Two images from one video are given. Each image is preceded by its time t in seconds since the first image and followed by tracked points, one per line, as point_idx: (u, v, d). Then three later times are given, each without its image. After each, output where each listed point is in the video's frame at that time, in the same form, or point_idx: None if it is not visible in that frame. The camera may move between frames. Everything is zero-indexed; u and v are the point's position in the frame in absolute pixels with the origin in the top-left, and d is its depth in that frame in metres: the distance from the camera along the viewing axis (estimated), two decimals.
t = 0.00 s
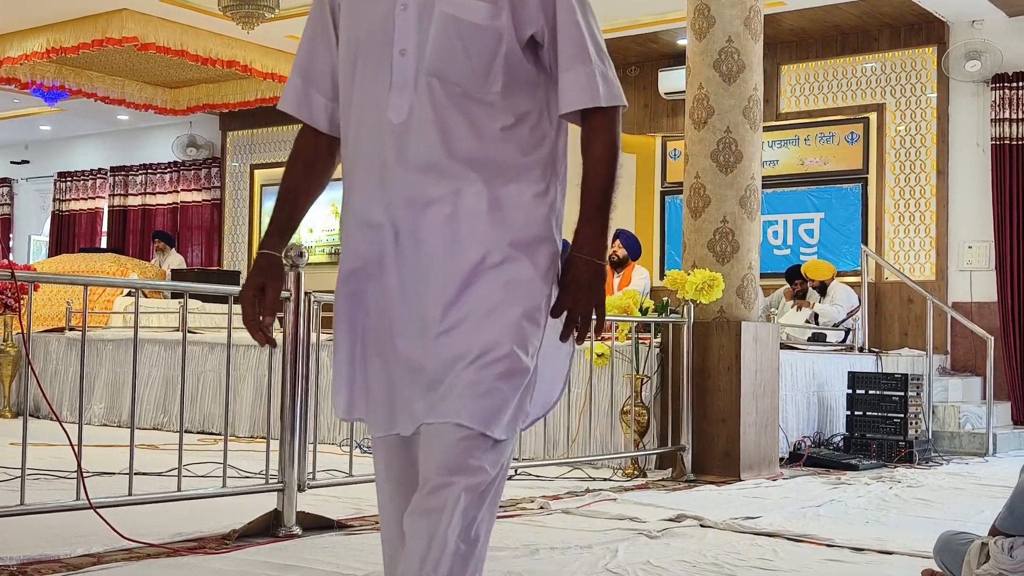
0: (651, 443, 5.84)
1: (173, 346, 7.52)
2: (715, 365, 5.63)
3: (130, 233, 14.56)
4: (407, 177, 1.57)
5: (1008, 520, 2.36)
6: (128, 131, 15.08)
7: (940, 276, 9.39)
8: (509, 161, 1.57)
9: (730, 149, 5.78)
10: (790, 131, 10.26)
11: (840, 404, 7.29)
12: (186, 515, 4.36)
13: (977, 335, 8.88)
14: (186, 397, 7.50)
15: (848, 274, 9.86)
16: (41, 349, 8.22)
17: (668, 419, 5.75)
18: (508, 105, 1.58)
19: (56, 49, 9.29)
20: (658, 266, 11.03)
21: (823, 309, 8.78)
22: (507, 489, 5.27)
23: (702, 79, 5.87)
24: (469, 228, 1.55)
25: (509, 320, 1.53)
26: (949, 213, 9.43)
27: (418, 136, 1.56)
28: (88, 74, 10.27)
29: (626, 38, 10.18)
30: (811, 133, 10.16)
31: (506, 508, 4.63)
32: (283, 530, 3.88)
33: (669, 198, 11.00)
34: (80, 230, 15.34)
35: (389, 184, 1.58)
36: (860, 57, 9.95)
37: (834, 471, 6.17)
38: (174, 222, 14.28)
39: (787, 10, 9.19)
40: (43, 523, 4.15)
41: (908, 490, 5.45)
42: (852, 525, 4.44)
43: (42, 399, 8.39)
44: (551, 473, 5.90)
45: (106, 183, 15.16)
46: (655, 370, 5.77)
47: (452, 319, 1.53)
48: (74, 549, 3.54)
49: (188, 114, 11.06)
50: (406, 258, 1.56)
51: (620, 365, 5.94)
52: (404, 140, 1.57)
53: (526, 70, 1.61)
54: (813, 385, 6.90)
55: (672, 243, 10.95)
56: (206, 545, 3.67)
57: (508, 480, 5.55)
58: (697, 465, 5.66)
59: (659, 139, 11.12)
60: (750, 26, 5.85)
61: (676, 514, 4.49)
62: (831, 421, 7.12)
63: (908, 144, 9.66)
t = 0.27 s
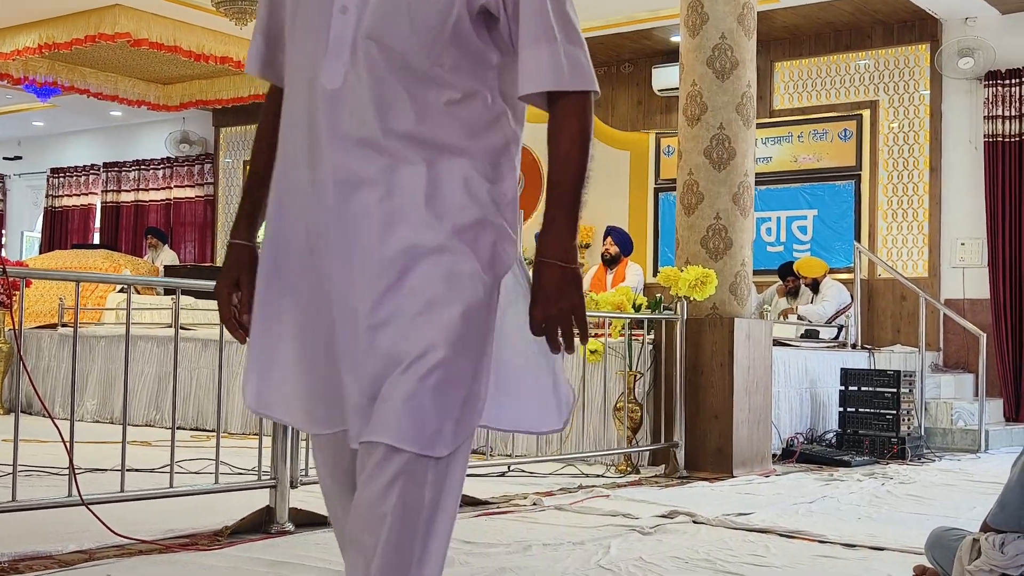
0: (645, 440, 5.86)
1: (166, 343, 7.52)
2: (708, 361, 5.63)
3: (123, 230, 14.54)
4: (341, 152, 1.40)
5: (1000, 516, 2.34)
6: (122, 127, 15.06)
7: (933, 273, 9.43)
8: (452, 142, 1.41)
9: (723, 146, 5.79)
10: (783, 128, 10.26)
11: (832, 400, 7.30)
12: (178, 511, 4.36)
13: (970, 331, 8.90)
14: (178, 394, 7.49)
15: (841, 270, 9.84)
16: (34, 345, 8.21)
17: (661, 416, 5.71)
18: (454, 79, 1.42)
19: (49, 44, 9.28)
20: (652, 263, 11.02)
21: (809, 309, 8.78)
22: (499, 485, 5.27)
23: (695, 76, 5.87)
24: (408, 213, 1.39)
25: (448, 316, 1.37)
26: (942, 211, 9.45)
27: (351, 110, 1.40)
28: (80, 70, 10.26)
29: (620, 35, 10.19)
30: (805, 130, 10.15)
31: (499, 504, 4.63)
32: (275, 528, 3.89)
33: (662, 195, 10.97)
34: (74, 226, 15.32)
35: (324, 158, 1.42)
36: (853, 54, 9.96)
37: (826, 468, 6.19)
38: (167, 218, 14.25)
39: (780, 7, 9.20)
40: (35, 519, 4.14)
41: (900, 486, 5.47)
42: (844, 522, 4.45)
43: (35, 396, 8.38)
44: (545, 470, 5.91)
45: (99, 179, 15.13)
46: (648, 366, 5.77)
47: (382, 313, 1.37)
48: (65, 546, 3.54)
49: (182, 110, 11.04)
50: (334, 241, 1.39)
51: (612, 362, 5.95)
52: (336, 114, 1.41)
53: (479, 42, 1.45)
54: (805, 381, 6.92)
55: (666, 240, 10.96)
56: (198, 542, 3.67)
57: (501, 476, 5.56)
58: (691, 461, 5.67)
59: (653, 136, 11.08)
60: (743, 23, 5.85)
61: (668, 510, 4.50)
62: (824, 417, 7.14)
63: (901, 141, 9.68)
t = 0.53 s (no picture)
0: (637, 436, 5.87)
1: (158, 339, 7.52)
2: (700, 358, 5.63)
3: (115, 226, 14.50)
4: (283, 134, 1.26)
5: (990, 512, 2.33)
6: (113, 123, 15.02)
7: (925, 270, 9.44)
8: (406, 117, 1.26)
9: (715, 143, 5.79)
10: (775, 125, 10.27)
11: (824, 397, 7.32)
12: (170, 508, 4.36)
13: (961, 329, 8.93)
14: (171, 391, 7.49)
15: (833, 268, 9.89)
16: (25, 342, 8.20)
17: (654, 413, 5.74)
18: (403, 46, 1.26)
19: (41, 40, 9.27)
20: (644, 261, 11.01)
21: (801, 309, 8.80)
22: (491, 482, 5.27)
23: (688, 73, 5.87)
24: (361, 194, 1.24)
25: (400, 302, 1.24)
26: (933, 208, 9.48)
27: (294, 72, 1.26)
28: (72, 65, 10.26)
29: (613, 32, 10.21)
30: (797, 127, 10.16)
31: (491, 501, 4.64)
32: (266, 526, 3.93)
33: (655, 192, 10.96)
34: (65, 222, 15.30)
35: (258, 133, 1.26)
36: (846, 51, 9.97)
37: (818, 464, 6.20)
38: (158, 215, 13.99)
39: (772, 4, 9.22)
40: (26, 516, 4.13)
41: (891, 483, 5.49)
42: (835, 517, 4.47)
43: (26, 393, 8.37)
44: (537, 466, 5.92)
45: (90, 175, 15.10)
46: (640, 363, 5.78)
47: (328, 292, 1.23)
48: (57, 542, 3.53)
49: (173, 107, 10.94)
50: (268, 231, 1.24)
51: (605, 359, 5.91)
52: (278, 78, 1.26)
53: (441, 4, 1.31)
54: (797, 378, 6.93)
55: (657, 237, 10.95)
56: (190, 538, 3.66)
57: (493, 473, 5.56)
58: (683, 457, 5.67)
59: (645, 133, 11.10)
60: (736, 20, 5.85)
61: (660, 506, 4.51)
62: (815, 414, 7.15)
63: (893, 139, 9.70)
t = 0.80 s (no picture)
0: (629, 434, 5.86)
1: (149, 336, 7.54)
2: (692, 356, 5.63)
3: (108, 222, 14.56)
4: (216, 130, 1.11)
5: (982, 510, 2.34)
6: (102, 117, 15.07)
7: (916, 268, 9.48)
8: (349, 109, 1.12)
9: (708, 140, 5.80)
10: (768, 123, 10.27)
11: (816, 394, 7.32)
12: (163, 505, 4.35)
13: (954, 326, 8.95)
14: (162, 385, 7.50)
15: (825, 265, 9.91)
16: (17, 339, 8.19)
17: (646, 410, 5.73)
18: (356, 27, 1.14)
19: (33, 36, 9.24)
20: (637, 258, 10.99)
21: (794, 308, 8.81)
22: (484, 479, 5.27)
23: (681, 70, 5.87)
24: (308, 191, 1.11)
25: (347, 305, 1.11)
26: (925, 206, 9.50)
27: (235, 54, 1.12)
28: (63, 61, 10.24)
29: (605, 29, 10.22)
30: (790, 125, 10.18)
31: (483, 498, 4.64)
32: (259, 525, 3.94)
33: (647, 189, 10.95)
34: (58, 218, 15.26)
35: (187, 121, 1.11)
36: (839, 49, 9.98)
37: (810, 462, 6.21)
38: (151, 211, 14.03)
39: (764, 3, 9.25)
40: (16, 514, 4.12)
41: (883, 481, 5.49)
42: (827, 515, 4.48)
43: (19, 390, 8.36)
44: (529, 464, 5.93)
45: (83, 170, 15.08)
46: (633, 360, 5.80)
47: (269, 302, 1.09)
48: (48, 539, 3.52)
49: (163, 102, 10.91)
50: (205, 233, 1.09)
51: (597, 356, 5.97)
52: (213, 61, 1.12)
53: None
54: (789, 376, 6.94)
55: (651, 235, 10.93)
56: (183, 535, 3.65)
57: (485, 470, 5.57)
58: (676, 455, 5.67)
59: (638, 130, 11.10)
60: (729, 18, 5.85)
61: (652, 504, 4.51)
62: (808, 412, 7.15)
63: (886, 136, 9.72)
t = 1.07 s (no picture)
0: (622, 431, 5.86)
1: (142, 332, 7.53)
2: (685, 353, 5.64)
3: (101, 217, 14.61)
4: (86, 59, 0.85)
5: (974, 507, 2.33)
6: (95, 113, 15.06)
7: (910, 265, 9.47)
8: (239, 13, 0.89)
9: (702, 137, 5.79)
10: (762, 120, 10.28)
11: (809, 392, 7.34)
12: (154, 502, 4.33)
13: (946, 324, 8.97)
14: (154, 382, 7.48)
15: (818, 263, 9.92)
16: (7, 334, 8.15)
17: (639, 408, 5.74)
18: None
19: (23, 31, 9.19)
20: (630, 255, 10.99)
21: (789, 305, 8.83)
22: (477, 476, 5.27)
23: (675, 67, 5.87)
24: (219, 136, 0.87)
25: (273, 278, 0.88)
26: (918, 204, 9.51)
27: None
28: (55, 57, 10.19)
29: (599, 26, 10.21)
30: (783, 122, 10.19)
31: (477, 495, 4.63)
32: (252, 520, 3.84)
33: (641, 187, 10.97)
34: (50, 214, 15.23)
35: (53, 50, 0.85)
36: (833, 46, 9.99)
37: (803, 459, 6.22)
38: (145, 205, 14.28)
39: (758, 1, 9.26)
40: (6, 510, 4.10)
41: (877, 478, 5.49)
42: (821, 512, 4.48)
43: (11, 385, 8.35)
44: (523, 460, 5.93)
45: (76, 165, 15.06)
46: (627, 358, 5.75)
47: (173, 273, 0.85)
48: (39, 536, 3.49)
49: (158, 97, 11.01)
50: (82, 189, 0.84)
51: (590, 354, 5.95)
52: None
53: None
54: (782, 373, 6.95)
55: (644, 233, 10.94)
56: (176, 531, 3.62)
57: (479, 467, 5.56)
58: (669, 451, 5.68)
59: (631, 128, 11.11)
60: (723, 15, 5.85)
61: (646, 501, 4.51)
62: (801, 408, 7.17)
63: (879, 134, 9.72)
